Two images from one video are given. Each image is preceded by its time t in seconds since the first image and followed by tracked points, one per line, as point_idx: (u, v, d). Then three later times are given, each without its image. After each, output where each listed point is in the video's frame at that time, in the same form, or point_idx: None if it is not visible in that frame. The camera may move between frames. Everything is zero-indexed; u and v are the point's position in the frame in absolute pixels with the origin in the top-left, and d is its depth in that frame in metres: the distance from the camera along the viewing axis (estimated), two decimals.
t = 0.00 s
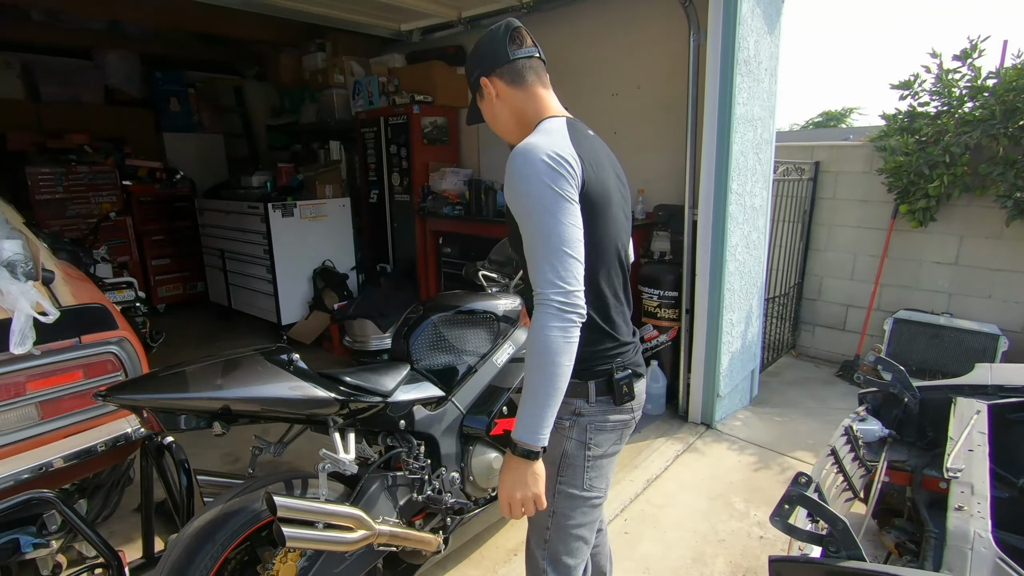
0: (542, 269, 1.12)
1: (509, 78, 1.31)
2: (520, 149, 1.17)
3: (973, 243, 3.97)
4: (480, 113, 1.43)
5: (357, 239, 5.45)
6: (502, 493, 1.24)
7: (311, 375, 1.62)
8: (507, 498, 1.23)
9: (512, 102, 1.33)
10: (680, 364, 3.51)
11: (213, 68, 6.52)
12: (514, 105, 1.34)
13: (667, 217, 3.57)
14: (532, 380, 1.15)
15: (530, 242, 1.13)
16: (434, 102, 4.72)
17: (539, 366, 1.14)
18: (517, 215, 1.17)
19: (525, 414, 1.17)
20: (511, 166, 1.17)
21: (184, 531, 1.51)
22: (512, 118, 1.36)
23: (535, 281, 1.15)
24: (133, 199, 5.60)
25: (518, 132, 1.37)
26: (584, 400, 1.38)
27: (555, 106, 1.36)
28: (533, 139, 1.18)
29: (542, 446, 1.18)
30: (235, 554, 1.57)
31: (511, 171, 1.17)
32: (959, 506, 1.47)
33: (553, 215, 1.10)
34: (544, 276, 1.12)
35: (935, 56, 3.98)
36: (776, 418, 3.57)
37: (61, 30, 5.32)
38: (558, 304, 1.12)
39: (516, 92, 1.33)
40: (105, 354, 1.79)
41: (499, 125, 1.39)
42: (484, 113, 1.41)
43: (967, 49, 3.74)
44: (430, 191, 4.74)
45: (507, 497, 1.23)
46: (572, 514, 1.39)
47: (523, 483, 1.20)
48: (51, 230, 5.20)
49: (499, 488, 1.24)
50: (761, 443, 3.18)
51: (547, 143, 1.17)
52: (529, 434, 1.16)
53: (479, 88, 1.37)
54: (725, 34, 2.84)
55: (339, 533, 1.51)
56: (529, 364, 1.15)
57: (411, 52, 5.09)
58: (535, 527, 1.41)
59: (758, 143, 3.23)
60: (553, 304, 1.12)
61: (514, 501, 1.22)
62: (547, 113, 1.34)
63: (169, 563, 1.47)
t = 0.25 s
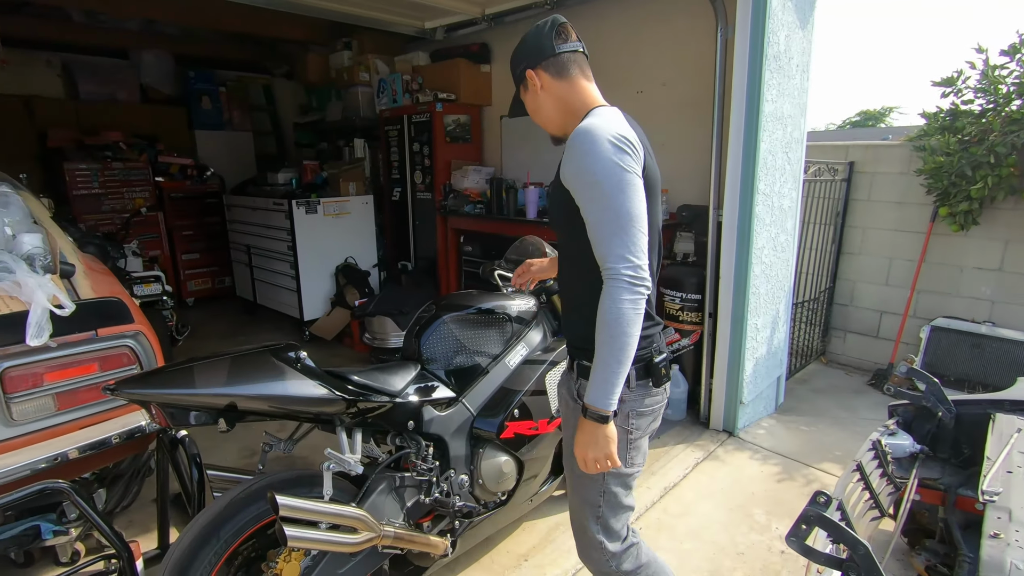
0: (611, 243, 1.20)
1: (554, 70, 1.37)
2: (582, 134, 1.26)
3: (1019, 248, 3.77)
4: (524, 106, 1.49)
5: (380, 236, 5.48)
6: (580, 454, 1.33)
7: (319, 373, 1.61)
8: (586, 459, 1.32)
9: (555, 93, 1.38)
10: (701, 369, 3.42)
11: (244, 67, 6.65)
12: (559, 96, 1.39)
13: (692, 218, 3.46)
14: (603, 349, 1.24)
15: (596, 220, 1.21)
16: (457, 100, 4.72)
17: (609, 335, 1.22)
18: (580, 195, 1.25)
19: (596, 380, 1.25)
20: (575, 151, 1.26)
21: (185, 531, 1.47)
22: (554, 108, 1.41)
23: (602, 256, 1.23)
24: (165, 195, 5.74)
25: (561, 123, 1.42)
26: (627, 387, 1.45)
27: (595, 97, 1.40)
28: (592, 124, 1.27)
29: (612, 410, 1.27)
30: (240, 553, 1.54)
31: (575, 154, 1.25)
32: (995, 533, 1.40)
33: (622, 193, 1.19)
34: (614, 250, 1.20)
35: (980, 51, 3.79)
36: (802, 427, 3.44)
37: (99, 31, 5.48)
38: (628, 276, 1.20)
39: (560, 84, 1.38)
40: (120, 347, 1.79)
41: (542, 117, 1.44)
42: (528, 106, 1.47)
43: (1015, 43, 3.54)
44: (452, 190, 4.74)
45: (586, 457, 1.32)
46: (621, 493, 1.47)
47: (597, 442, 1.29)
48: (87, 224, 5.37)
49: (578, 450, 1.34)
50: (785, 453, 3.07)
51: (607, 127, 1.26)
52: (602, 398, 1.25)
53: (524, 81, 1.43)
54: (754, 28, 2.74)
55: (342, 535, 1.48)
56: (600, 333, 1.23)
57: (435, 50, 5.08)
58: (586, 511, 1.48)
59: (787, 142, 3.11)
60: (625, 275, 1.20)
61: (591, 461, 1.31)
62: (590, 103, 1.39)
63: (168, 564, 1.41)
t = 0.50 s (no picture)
0: (654, 265, 1.25)
1: (601, 78, 1.43)
2: (644, 156, 1.31)
3: None
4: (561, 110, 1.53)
5: (389, 239, 5.48)
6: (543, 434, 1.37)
7: (313, 385, 1.59)
8: (546, 441, 1.36)
9: (601, 102, 1.44)
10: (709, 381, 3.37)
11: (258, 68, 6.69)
12: (603, 104, 1.45)
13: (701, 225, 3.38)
14: (618, 362, 1.27)
15: (644, 238, 1.27)
16: (467, 104, 4.70)
17: (629, 350, 1.26)
18: (634, 213, 1.30)
19: (596, 383, 1.29)
20: (636, 170, 1.31)
21: (174, 542, 1.43)
22: (597, 116, 1.46)
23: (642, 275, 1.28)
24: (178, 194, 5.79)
25: (602, 131, 1.49)
26: (668, 401, 1.53)
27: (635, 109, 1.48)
28: (655, 150, 1.32)
29: (597, 412, 1.31)
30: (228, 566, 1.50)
31: (635, 173, 1.31)
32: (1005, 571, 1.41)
33: (675, 220, 1.24)
34: (656, 272, 1.25)
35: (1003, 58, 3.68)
36: (812, 441, 3.37)
37: (116, 32, 5.55)
38: (663, 299, 1.25)
39: (605, 93, 1.44)
40: (118, 354, 1.79)
41: (582, 123, 1.49)
42: (566, 110, 1.51)
43: None
44: (460, 193, 4.72)
45: (547, 439, 1.36)
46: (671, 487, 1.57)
47: (569, 434, 1.34)
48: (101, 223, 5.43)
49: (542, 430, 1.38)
50: (793, 469, 3.00)
51: (671, 156, 1.31)
52: (592, 396, 1.29)
53: (568, 87, 1.47)
54: (767, 34, 2.68)
55: (332, 551, 1.46)
56: (619, 344, 1.27)
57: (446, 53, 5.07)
58: (641, 517, 1.56)
59: (800, 150, 3.04)
60: (661, 299, 1.25)
61: (552, 446, 1.36)
62: (632, 114, 1.47)
63: None
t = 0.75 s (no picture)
0: (712, 287, 1.28)
1: (636, 88, 1.45)
2: (695, 177, 1.34)
3: None
4: (592, 116, 1.53)
5: (382, 241, 5.44)
6: (600, 450, 1.36)
7: (290, 392, 1.54)
8: (602, 458, 1.35)
9: (635, 109, 1.46)
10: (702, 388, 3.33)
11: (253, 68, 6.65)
12: (637, 113, 1.47)
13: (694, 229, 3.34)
14: (678, 384, 1.29)
15: (700, 260, 1.29)
16: (462, 106, 4.67)
17: (690, 372, 1.28)
18: (688, 235, 1.33)
19: (656, 405, 1.30)
20: (688, 190, 1.34)
21: (146, 552, 1.38)
22: (630, 123, 1.48)
23: (698, 296, 1.31)
24: (169, 194, 5.74)
25: (634, 138, 1.51)
26: (716, 405, 1.59)
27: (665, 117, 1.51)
28: (704, 170, 1.35)
29: (656, 433, 1.31)
30: None
31: (688, 194, 1.33)
32: None
33: (730, 244, 1.27)
34: (715, 295, 1.27)
35: (1000, 66, 3.66)
36: (805, 450, 3.33)
37: (109, 29, 5.51)
38: (722, 322, 1.27)
39: (640, 100, 1.46)
40: (91, 357, 1.74)
41: (614, 129, 1.51)
42: (597, 116, 1.52)
43: None
44: (454, 196, 4.67)
45: (605, 456, 1.35)
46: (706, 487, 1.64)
47: (630, 455, 1.32)
48: (90, 222, 5.36)
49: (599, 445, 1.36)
50: (786, 479, 2.96)
51: (723, 177, 1.34)
52: (653, 418, 1.29)
53: (603, 94, 1.48)
54: (763, 38, 2.65)
55: (305, 564, 1.41)
56: (677, 366, 1.29)
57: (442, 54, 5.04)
58: (682, 515, 1.63)
59: (796, 156, 3.01)
60: (724, 322, 1.27)
61: (610, 465, 1.34)
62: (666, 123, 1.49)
63: None
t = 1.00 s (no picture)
0: (774, 289, 1.25)
1: (660, 87, 1.44)
2: (735, 179, 1.33)
3: None
4: (612, 116, 1.48)
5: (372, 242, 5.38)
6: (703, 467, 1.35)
7: (256, 401, 1.48)
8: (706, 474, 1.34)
9: (660, 109, 1.45)
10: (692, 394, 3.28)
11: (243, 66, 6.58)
12: (661, 113, 1.46)
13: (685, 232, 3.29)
14: (762, 390, 1.28)
15: (755, 262, 1.27)
16: (452, 106, 4.61)
17: (773, 376, 1.27)
18: (738, 238, 1.31)
19: (748, 416, 1.28)
20: (732, 194, 1.32)
21: (111, 560, 1.33)
22: (653, 122, 1.46)
23: (759, 298, 1.29)
24: (157, 192, 5.66)
25: (656, 138, 1.48)
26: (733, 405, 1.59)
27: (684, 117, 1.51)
28: (742, 170, 1.34)
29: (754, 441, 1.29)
30: None
31: (733, 197, 1.32)
32: None
33: (786, 241, 1.25)
34: (779, 296, 1.25)
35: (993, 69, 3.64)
36: (796, 457, 3.28)
37: (96, 25, 5.43)
38: (791, 322, 1.25)
39: (663, 100, 1.45)
40: (53, 362, 1.67)
41: (636, 129, 1.47)
42: (618, 116, 1.47)
43: None
44: (443, 197, 4.61)
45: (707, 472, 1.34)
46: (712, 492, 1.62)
47: (734, 470, 1.30)
48: (74, 220, 5.28)
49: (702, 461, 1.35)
50: (775, 486, 2.92)
51: (762, 175, 1.33)
52: (746, 428, 1.28)
53: (626, 93, 1.44)
54: (754, 39, 2.60)
55: None
56: (759, 373, 1.28)
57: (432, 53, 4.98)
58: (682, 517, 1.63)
59: (788, 159, 2.97)
60: (796, 320, 1.25)
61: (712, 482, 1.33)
62: (686, 123, 1.49)
63: None
